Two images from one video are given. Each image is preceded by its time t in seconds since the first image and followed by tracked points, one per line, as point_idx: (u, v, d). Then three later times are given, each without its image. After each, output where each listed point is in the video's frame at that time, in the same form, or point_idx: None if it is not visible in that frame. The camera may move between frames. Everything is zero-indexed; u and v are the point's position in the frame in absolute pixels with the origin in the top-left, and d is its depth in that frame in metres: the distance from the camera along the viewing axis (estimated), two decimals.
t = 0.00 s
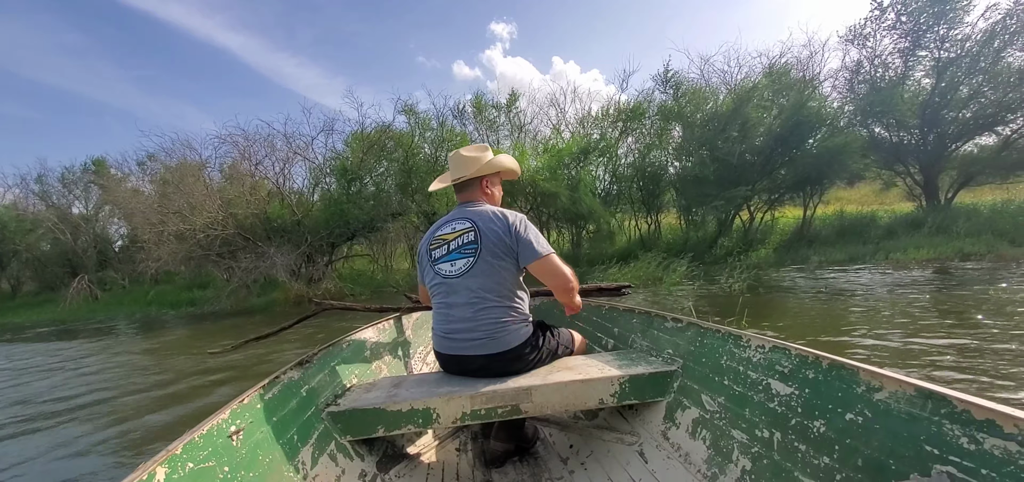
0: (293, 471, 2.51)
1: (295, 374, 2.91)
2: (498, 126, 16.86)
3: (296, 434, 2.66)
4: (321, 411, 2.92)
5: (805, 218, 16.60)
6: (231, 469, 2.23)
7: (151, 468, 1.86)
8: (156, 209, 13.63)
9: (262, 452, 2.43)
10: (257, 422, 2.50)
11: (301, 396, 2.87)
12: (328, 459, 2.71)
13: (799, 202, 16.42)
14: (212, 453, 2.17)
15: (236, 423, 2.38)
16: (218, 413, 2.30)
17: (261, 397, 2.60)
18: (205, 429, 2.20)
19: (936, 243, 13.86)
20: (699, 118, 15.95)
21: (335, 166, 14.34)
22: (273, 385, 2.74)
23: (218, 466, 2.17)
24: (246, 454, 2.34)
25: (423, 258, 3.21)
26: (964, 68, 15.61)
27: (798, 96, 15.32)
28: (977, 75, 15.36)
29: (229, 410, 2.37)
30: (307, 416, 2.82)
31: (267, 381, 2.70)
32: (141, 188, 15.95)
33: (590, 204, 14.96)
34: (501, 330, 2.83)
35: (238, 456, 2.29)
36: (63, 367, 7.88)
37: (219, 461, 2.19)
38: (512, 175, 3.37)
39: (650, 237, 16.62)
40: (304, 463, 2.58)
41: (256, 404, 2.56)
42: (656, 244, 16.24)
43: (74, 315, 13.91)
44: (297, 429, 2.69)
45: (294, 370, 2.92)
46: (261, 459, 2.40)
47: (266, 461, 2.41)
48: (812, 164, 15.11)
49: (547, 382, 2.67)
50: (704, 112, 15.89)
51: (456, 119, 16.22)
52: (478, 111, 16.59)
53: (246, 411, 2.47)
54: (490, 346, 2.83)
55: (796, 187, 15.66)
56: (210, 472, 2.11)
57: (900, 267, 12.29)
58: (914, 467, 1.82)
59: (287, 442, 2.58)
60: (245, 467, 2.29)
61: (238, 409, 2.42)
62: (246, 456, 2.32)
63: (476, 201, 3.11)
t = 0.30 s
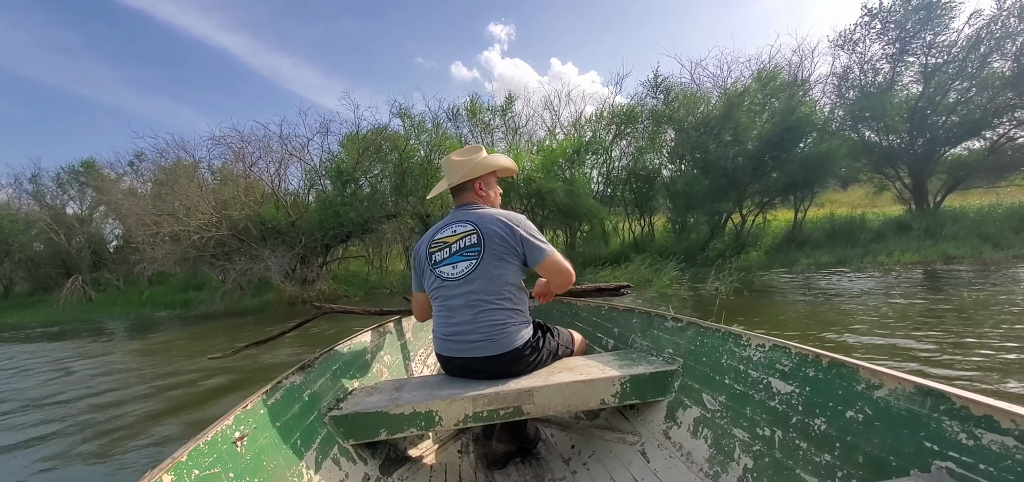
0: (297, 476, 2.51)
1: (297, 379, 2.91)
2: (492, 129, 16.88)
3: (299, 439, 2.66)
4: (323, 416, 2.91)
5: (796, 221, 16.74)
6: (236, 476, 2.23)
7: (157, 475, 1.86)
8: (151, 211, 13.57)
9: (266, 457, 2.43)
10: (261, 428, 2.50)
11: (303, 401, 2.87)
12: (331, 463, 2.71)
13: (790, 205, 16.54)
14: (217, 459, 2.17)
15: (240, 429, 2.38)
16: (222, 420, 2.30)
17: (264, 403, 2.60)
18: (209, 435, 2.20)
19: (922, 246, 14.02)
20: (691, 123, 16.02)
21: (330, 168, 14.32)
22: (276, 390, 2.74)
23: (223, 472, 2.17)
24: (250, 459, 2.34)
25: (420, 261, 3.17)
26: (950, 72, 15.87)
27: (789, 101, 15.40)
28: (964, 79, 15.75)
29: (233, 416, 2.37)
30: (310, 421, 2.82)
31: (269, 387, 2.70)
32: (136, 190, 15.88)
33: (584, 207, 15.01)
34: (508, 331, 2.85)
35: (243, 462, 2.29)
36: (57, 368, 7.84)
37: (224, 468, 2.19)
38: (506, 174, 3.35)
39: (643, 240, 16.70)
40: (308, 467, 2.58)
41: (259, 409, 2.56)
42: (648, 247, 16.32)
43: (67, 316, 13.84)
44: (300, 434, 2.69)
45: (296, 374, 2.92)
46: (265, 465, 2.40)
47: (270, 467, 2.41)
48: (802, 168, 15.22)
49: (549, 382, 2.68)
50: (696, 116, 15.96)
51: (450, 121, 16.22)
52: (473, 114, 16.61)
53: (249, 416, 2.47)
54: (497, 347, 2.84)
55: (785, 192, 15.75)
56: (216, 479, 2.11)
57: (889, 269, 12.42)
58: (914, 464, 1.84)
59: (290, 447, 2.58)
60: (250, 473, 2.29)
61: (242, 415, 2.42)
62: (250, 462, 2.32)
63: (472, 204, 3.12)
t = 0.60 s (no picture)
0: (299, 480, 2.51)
1: (299, 383, 2.90)
2: (491, 132, 16.90)
3: (302, 442, 2.65)
4: (326, 419, 2.90)
5: (790, 226, 16.83)
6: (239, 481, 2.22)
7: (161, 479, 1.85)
8: (149, 213, 13.56)
9: (269, 462, 2.43)
10: (264, 432, 2.49)
11: (306, 404, 2.86)
12: (333, 467, 2.70)
13: (784, 210, 16.63)
14: (221, 464, 2.16)
15: (244, 433, 2.37)
16: (226, 425, 2.29)
17: (267, 407, 2.59)
18: (213, 440, 2.19)
19: (913, 251, 14.09)
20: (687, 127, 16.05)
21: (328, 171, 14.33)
22: (279, 395, 2.73)
23: (226, 478, 2.16)
24: (253, 464, 2.34)
25: (421, 263, 3.12)
26: (941, 79, 15.91)
27: (783, 106, 15.44)
28: (955, 85, 15.81)
29: (236, 420, 2.36)
30: (313, 425, 2.81)
31: (272, 391, 2.69)
32: (134, 192, 15.89)
33: (580, 211, 15.06)
34: (520, 332, 2.89)
35: (246, 466, 2.29)
36: (54, 370, 7.82)
37: (228, 473, 2.18)
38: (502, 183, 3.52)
39: (638, 243, 16.78)
40: (310, 472, 2.57)
41: (262, 414, 2.55)
42: (643, 251, 16.38)
43: (64, 317, 13.83)
44: (303, 438, 2.68)
45: (298, 378, 2.91)
46: (268, 469, 2.40)
47: (273, 471, 2.40)
48: (795, 173, 15.30)
49: (552, 387, 2.68)
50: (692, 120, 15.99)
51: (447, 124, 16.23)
52: (471, 117, 16.63)
53: (253, 420, 2.47)
54: (509, 349, 2.85)
55: (779, 196, 15.83)
56: None
57: (880, 273, 12.49)
58: (919, 471, 1.84)
59: (293, 452, 2.57)
60: (253, 477, 2.29)
61: (246, 418, 2.42)
62: (253, 467, 2.32)
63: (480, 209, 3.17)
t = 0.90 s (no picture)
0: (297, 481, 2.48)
1: (297, 383, 2.87)
2: (488, 135, 16.89)
3: (300, 444, 2.63)
4: (323, 421, 2.87)
5: (785, 228, 16.81)
6: None
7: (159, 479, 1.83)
8: (147, 213, 13.58)
9: (267, 463, 2.40)
10: (262, 433, 2.46)
11: (303, 405, 2.83)
12: (330, 469, 2.67)
13: (779, 213, 16.60)
14: (218, 464, 2.14)
15: (241, 434, 2.35)
16: (224, 424, 2.27)
17: (265, 407, 2.57)
18: (211, 439, 2.17)
19: (906, 253, 14.04)
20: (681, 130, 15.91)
21: (325, 173, 14.33)
22: (278, 395, 2.71)
23: (224, 478, 2.13)
24: (251, 465, 2.31)
25: (421, 265, 3.08)
26: (934, 83, 15.86)
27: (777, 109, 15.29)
28: (949, 89, 15.73)
29: (234, 420, 2.33)
30: (311, 426, 2.78)
31: (271, 391, 2.67)
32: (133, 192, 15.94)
33: (576, 213, 15.04)
34: (522, 333, 2.87)
35: (243, 467, 2.26)
36: (52, 369, 7.82)
37: (226, 473, 2.16)
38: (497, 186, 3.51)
39: (634, 245, 16.78)
40: (308, 473, 2.54)
41: (260, 414, 2.53)
42: (638, 253, 16.35)
43: (63, 317, 13.85)
44: (301, 439, 2.65)
45: (297, 379, 2.88)
46: (266, 470, 2.37)
47: (271, 472, 2.38)
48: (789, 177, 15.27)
49: (552, 391, 2.65)
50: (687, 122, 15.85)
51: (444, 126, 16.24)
52: (468, 119, 16.61)
53: (251, 420, 2.45)
54: (512, 349, 2.82)
55: (774, 198, 15.40)
56: None
57: (874, 277, 12.46)
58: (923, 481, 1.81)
59: (292, 452, 2.55)
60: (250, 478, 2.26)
61: (243, 419, 2.39)
62: (251, 467, 2.29)
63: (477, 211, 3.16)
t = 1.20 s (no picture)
0: None
1: (298, 386, 2.90)
2: (487, 138, 16.93)
3: (300, 446, 2.64)
4: (323, 423, 2.89)
5: (782, 233, 16.88)
6: None
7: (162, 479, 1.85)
8: (148, 214, 13.60)
9: (267, 466, 2.42)
10: (262, 436, 2.48)
11: (304, 408, 2.85)
12: (330, 471, 2.69)
13: (775, 218, 16.67)
14: (219, 467, 2.16)
15: (242, 436, 2.37)
16: (224, 427, 2.29)
17: (266, 410, 2.59)
18: (212, 443, 2.19)
19: (900, 259, 14.10)
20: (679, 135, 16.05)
21: (325, 175, 14.35)
22: (278, 398, 2.73)
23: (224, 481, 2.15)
24: (252, 467, 2.33)
25: (421, 269, 3.12)
26: (929, 90, 15.90)
27: (774, 115, 15.31)
28: (945, 96, 15.74)
29: (235, 424, 2.36)
30: (311, 428, 2.80)
31: (271, 394, 2.69)
32: (135, 193, 15.97)
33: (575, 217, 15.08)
34: (519, 335, 2.88)
35: (244, 469, 2.28)
36: (51, 369, 7.83)
37: (226, 475, 2.17)
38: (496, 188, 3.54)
39: (631, 249, 16.83)
40: (308, 476, 2.56)
41: (260, 417, 2.55)
42: (635, 257, 16.42)
43: (62, 317, 13.85)
44: (302, 442, 2.67)
45: (297, 382, 2.90)
46: (267, 472, 2.39)
47: (271, 475, 2.39)
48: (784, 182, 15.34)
49: (551, 393, 2.68)
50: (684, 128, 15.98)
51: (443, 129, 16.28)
52: (467, 122, 16.65)
53: (251, 423, 2.47)
54: (509, 352, 2.84)
55: (768, 205, 15.76)
56: None
57: (868, 282, 12.50)
58: None
59: (292, 455, 2.56)
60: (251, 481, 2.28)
61: (244, 422, 2.42)
62: (252, 470, 2.31)
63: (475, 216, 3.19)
